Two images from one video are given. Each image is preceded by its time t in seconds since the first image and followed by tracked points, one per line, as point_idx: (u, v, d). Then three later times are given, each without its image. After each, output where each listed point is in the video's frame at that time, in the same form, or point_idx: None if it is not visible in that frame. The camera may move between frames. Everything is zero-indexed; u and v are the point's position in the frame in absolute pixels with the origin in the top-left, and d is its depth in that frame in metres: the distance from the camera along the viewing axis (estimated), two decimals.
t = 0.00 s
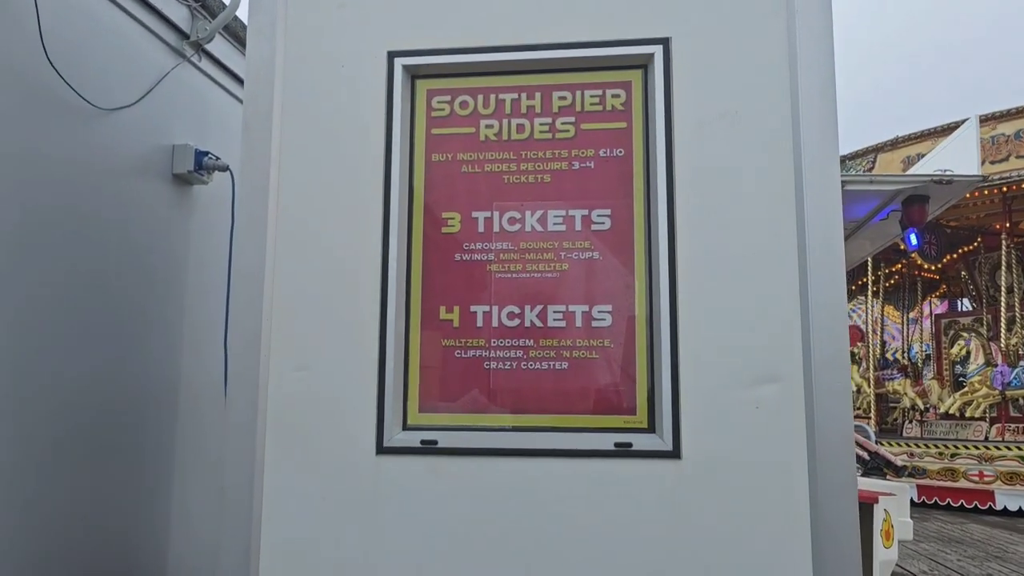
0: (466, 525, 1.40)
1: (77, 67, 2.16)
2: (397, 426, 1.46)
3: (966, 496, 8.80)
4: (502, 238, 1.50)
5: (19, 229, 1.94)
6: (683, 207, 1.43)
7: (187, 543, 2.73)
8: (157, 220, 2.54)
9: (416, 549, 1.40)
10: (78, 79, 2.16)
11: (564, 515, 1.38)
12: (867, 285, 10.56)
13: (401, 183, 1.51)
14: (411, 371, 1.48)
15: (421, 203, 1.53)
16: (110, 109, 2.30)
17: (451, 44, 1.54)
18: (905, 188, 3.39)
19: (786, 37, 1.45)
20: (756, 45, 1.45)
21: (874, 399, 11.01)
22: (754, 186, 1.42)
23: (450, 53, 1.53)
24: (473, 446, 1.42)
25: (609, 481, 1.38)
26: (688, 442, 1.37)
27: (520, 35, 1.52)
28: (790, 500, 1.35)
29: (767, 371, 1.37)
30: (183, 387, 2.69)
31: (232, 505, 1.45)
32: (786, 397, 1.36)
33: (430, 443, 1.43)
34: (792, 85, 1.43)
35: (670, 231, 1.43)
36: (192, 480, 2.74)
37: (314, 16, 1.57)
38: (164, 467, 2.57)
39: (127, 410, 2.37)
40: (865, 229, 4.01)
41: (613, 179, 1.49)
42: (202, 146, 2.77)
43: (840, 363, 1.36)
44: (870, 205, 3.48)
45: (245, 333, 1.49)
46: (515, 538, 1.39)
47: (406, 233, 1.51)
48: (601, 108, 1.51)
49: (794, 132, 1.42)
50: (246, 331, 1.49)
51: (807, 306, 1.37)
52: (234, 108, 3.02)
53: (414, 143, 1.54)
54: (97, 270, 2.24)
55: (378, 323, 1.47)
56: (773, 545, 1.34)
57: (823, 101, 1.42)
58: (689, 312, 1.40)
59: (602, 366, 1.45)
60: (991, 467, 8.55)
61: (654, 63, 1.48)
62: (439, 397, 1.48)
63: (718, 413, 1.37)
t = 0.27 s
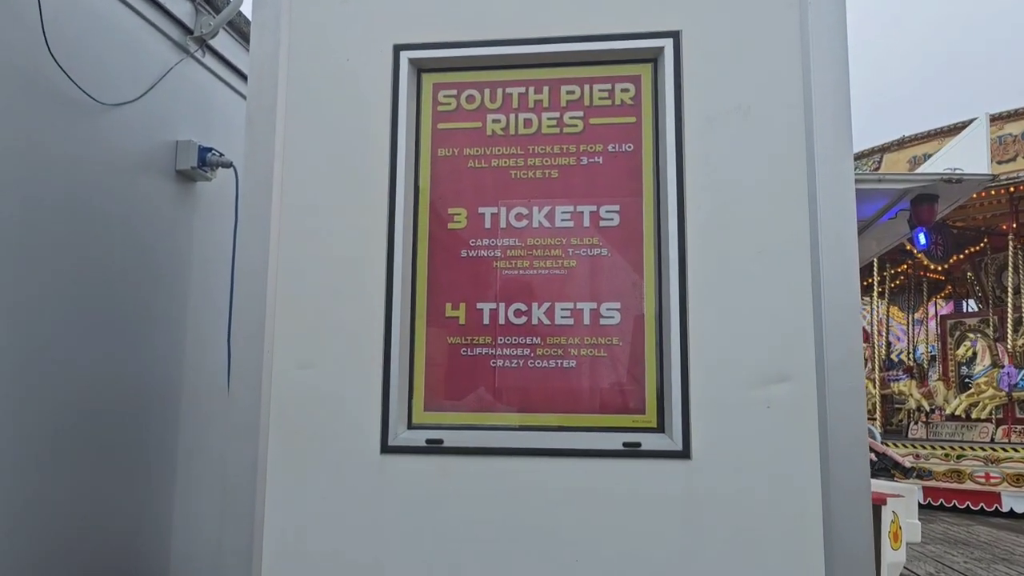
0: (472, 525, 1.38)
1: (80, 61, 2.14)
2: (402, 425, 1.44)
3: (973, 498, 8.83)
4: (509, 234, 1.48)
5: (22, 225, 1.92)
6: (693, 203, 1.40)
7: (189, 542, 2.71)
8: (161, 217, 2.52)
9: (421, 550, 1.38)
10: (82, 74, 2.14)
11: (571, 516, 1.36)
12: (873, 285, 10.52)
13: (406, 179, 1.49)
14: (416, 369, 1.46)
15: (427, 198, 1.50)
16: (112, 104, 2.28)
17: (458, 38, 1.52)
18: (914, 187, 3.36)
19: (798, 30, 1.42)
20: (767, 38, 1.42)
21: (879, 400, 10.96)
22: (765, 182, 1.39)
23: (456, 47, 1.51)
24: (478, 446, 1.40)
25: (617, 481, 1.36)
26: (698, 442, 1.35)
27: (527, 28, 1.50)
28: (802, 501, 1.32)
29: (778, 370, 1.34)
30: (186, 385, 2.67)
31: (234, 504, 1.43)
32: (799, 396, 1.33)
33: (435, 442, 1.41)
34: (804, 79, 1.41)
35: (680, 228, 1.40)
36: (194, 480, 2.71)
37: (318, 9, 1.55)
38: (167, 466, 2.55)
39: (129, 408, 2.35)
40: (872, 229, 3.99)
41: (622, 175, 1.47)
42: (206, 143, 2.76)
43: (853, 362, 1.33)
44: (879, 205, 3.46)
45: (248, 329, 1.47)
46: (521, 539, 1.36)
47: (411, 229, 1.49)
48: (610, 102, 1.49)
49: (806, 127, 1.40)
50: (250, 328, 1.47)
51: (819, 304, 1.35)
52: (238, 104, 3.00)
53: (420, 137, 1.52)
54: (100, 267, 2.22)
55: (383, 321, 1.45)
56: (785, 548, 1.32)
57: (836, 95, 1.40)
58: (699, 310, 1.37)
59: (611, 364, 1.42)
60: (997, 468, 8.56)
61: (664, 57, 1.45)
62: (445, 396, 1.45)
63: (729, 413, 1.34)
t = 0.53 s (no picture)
0: (473, 524, 1.37)
1: (81, 57, 2.13)
2: (403, 422, 1.43)
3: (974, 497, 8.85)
4: (511, 230, 1.46)
5: (23, 221, 1.91)
6: (697, 199, 1.39)
7: (190, 540, 2.71)
8: (163, 214, 2.51)
9: (421, 549, 1.37)
10: (84, 70, 2.13)
11: (572, 514, 1.35)
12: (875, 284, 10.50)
13: (408, 174, 1.48)
14: (417, 367, 1.45)
15: (428, 194, 1.49)
16: (112, 100, 2.26)
17: (460, 33, 1.51)
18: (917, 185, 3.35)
19: (803, 25, 1.41)
20: (772, 33, 1.41)
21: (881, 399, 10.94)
22: (770, 179, 1.38)
23: (458, 42, 1.50)
24: (479, 444, 1.39)
25: (620, 480, 1.34)
26: (701, 440, 1.34)
27: (530, 23, 1.49)
28: (805, 500, 1.31)
29: (782, 368, 1.33)
30: (186, 382, 2.66)
31: (234, 502, 1.42)
32: (802, 394, 1.32)
33: (436, 439, 1.40)
34: (809, 74, 1.39)
35: (683, 224, 1.39)
36: (194, 477, 2.71)
37: (319, 3, 1.54)
38: (167, 464, 2.54)
39: (129, 406, 2.34)
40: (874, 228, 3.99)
41: (625, 171, 1.46)
42: (206, 139, 2.75)
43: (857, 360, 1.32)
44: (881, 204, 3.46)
45: (248, 326, 1.46)
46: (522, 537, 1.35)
47: (412, 225, 1.48)
48: (613, 98, 1.48)
49: (811, 123, 1.38)
50: (249, 325, 1.46)
51: (824, 301, 1.34)
52: (239, 101, 2.99)
53: (421, 133, 1.51)
54: (100, 264, 2.21)
55: (384, 318, 1.44)
56: (788, 547, 1.30)
57: (842, 92, 1.38)
58: (702, 307, 1.36)
59: (613, 362, 1.41)
60: (999, 467, 8.58)
61: (667, 52, 1.44)
62: (446, 393, 1.44)
63: (732, 411, 1.33)
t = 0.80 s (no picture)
0: (470, 521, 1.37)
1: (80, 55, 2.13)
2: (400, 419, 1.43)
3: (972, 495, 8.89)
4: (509, 228, 1.47)
5: (22, 219, 1.92)
6: (694, 197, 1.39)
7: (189, 536, 2.72)
8: (163, 212, 2.52)
9: (418, 546, 1.38)
10: (83, 68, 2.13)
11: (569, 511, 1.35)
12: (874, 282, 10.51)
13: (406, 172, 1.48)
14: (414, 364, 1.46)
15: (426, 192, 1.50)
16: (111, 97, 2.26)
17: (458, 31, 1.51)
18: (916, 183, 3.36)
19: (801, 23, 1.41)
20: (770, 31, 1.41)
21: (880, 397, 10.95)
22: (767, 177, 1.38)
23: (456, 40, 1.50)
24: (477, 441, 1.39)
25: (616, 477, 1.35)
26: (697, 438, 1.34)
27: (528, 21, 1.49)
28: (802, 497, 1.31)
29: (779, 365, 1.33)
30: (185, 379, 2.67)
31: (232, 499, 1.43)
32: (799, 392, 1.32)
33: (434, 436, 1.40)
34: (806, 73, 1.40)
35: (680, 222, 1.39)
36: (193, 473, 2.71)
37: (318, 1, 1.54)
38: (166, 460, 2.54)
39: (128, 402, 2.35)
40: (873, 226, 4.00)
41: (623, 169, 1.46)
42: (205, 136, 2.75)
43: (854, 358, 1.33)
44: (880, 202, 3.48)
45: (246, 323, 1.46)
46: (519, 534, 1.36)
47: (410, 223, 1.48)
48: (611, 96, 1.48)
49: (808, 121, 1.39)
50: (247, 322, 1.46)
51: (821, 299, 1.34)
52: (237, 97, 2.99)
53: (419, 130, 1.51)
54: (99, 261, 2.21)
55: (382, 315, 1.44)
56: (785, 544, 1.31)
57: (839, 89, 1.38)
58: (699, 304, 1.36)
59: (610, 359, 1.41)
60: (998, 465, 8.62)
61: (665, 50, 1.44)
62: (444, 391, 1.45)
63: (728, 409, 1.34)
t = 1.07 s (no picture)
0: (467, 518, 1.38)
1: (79, 54, 2.13)
2: (398, 417, 1.44)
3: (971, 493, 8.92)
4: (507, 227, 1.47)
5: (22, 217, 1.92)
6: (691, 196, 1.40)
7: (188, 533, 2.73)
8: (162, 211, 2.52)
9: (415, 543, 1.38)
10: (82, 67, 2.14)
11: (565, 508, 1.36)
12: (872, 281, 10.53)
13: (404, 171, 1.49)
14: (412, 362, 1.46)
15: (424, 190, 1.50)
16: (110, 96, 2.27)
17: (456, 31, 1.51)
18: (914, 181, 3.37)
19: (798, 23, 1.42)
20: (766, 31, 1.42)
21: (878, 395, 10.97)
22: (764, 176, 1.39)
23: (454, 39, 1.51)
24: (474, 439, 1.40)
25: (613, 474, 1.35)
26: (694, 436, 1.34)
27: (525, 20, 1.49)
28: (797, 495, 1.32)
29: (775, 364, 1.34)
30: (184, 376, 2.67)
31: (230, 497, 1.43)
32: (795, 390, 1.33)
33: (431, 434, 1.41)
34: (803, 73, 1.40)
35: (677, 221, 1.40)
36: (191, 471, 2.72)
37: None
38: (165, 458, 2.55)
39: (127, 400, 2.35)
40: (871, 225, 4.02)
41: (620, 168, 1.46)
42: (204, 134, 2.76)
43: (849, 356, 1.33)
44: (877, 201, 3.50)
45: (245, 321, 1.47)
46: (516, 532, 1.36)
47: (408, 221, 1.49)
48: (608, 95, 1.48)
49: (805, 121, 1.39)
50: (246, 320, 1.46)
51: (817, 297, 1.34)
52: (236, 95, 3.00)
53: (417, 129, 1.52)
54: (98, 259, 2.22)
55: (380, 313, 1.45)
56: (780, 541, 1.31)
57: (836, 88, 1.39)
58: (696, 303, 1.37)
59: (607, 357, 1.42)
60: (996, 464, 8.65)
61: (662, 50, 1.45)
62: (441, 389, 1.45)
63: (725, 407, 1.34)
